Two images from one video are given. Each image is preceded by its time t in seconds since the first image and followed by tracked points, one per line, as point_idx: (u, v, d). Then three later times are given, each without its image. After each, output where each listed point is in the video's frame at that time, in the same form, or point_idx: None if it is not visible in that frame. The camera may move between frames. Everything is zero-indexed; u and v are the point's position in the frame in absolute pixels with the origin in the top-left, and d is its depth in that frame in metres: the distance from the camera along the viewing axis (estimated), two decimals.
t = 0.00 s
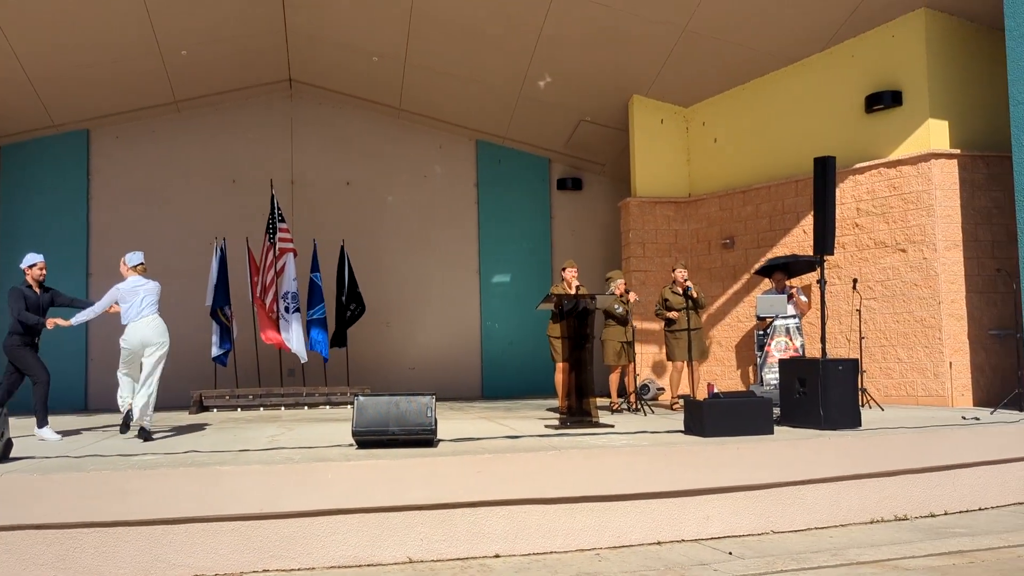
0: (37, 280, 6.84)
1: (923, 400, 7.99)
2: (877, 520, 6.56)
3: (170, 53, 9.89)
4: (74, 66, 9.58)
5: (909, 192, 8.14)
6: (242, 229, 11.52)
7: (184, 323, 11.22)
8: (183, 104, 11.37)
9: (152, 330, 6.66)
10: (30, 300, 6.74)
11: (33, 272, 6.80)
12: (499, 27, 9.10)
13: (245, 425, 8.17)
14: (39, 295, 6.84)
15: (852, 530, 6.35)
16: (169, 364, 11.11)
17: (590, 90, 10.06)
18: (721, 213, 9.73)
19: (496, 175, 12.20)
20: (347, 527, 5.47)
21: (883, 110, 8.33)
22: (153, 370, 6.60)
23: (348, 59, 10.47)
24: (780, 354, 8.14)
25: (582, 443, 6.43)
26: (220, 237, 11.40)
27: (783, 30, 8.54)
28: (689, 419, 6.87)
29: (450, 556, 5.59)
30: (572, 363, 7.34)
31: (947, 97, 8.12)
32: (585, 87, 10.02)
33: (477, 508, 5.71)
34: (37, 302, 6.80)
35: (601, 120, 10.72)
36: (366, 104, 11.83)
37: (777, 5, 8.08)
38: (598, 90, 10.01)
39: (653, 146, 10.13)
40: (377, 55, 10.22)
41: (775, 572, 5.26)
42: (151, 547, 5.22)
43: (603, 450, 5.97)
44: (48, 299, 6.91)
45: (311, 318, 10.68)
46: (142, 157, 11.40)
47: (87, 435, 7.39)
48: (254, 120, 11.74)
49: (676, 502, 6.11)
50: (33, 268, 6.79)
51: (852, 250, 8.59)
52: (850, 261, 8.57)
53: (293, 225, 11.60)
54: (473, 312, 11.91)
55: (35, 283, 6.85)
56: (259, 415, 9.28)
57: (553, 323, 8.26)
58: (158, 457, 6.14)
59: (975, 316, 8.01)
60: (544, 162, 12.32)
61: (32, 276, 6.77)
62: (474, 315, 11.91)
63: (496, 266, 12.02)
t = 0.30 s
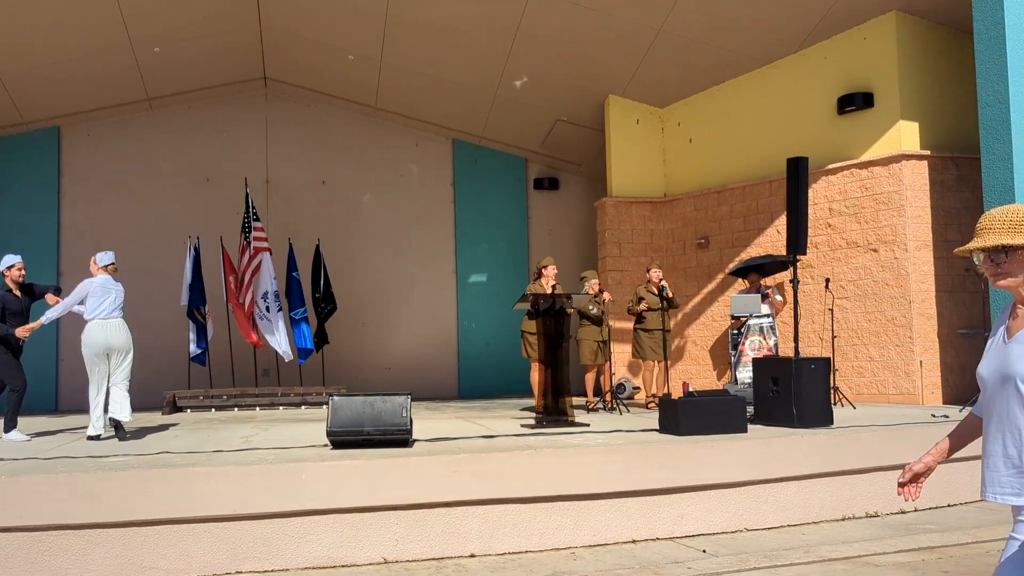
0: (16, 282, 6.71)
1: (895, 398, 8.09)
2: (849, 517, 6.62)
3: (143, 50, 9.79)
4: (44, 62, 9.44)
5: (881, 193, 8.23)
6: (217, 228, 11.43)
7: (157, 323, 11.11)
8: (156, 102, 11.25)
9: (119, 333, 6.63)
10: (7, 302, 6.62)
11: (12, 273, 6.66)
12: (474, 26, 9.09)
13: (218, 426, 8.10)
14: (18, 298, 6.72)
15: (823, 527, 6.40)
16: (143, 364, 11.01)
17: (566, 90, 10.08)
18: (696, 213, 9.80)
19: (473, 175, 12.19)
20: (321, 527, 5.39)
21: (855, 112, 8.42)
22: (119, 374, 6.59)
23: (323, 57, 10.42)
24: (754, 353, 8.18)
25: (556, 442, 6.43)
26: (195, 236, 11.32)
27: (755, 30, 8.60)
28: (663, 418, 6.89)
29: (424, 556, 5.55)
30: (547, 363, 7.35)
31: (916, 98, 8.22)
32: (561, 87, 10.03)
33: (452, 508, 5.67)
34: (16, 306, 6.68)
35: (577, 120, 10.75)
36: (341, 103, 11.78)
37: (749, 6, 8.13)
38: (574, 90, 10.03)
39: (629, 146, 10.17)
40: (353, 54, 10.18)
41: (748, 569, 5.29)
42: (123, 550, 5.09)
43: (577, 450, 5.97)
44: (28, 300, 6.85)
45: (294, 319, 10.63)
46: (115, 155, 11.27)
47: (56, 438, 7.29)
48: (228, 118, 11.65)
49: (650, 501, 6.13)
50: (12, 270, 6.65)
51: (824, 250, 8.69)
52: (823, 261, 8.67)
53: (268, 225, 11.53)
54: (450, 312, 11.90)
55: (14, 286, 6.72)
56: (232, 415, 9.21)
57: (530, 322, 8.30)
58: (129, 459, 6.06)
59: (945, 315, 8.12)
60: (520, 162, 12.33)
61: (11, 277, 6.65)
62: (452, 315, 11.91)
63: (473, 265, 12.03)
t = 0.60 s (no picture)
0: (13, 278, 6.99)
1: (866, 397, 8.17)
2: (821, 514, 6.69)
3: (114, 47, 9.67)
4: (13, 59, 9.30)
5: (852, 194, 8.31)
6: (190, 227, 11.33)
7: (130, 324, 11.00)
8: (128, 100, 11.13)
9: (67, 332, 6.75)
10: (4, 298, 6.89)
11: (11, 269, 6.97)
12: (449, 25, 9.08)
13: (189, 427, 8.02)
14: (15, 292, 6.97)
15: (796, 525, 6.44)
16: (115, 365, 10.89)
17: (541, 90, 10.09)
18: (671, 213, 9.86)
19: (449, 174, 12.17)
20: (296, 529, 5.33)
21: (826, 113, 8.51)
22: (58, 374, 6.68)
23: (298, 56, 10.36)
24: (728, 352, 8.27)
25: (531, 442, 6.42)
26: (167, 236, 11.22)
27: (728, 31, 8.66)
28: (638, 417, 6.90)
29: (398, 557, 5.51)
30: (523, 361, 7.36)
31: (887, 100, 8.32)
32: (536, 87, 10.04)
33: (427, 508, 5.62)
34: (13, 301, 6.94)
35: (553, 120, 10.77)
36: (316, 102, 11.72)
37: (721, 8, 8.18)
38: (549, 89, 10.04)
39: (605, 146, 10.21)
40: (328, 52, 10.13)
41: (722, 567, 5.31)
42: (93, 552, 5.01)
43: (553, 450, 5.94)
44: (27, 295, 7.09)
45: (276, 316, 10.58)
46: (86, 153, 11.14)
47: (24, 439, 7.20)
48: (202, 116, 11.55)
49: (625, 500, 6.13)
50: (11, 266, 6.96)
51: (797, 250, 8.78)
52: (796, 261, 8.75)
53: (242, 224, 11.45)
54: (427, 311, 11.87)
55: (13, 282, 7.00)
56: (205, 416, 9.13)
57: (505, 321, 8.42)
58: (100, 460, 5.98)
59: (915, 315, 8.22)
60: (497, 161, 12.33)
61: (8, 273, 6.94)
62: (428, 315, 11.89)
63: (450, 265, 12.02)
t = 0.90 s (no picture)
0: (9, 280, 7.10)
1: (837, 395, 8.27)
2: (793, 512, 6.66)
3: (84, 44, 9.55)
4: None
5: (825, 194, 8.40)
6: (163, 226, 11.22)
7: (101, 324, 10.86)
8: (98, 97, 10.99)
9: None
10: None
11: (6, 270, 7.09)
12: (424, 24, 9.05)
13: (160, 429, 7.94)
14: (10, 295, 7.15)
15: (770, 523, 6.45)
16: (86, 365, 10.76)
17: (516, 90, 10.10)
18: (646, 213, 9.90)
19: (424, 174, 12.15)
20: (270, 530, 5.27)
21: (799, 115, 8.60)
22: None
23: (271, 54, 10.28)
24: (702, 352, 8.38)
25: (507, 442, 6.41)
26: (139, 235, 11.10)
27: (700, 32, 8.72)
28: (614, 416, 6.88)
29: (373, 558, 5.45)
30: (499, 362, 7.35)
31: (857, 102, 8.42)
32: (511, 86, 10.04)
33: (401, 509, 5.58)
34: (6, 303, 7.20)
35: (528, 121, 10.79)
36: (290, 100, 11.65)
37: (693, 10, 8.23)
38: (524, 89, 10.05)
39: (580, 147, 10.24)
40: (302, 50, 10.07)
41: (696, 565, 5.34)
42: (61, 556, 4.93)
43: (529, 449, 5.91)
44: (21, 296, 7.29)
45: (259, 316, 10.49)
46: (56, 151, 10.97)
47: None
48: (174, 114, 11.43)
49: (599, 500, 6.12)
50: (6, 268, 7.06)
51: (770, 251, 8.82)
52: (768, 262, 8.81)
53: (215, 223, 11.36)
54: (403, 311, 11.85)
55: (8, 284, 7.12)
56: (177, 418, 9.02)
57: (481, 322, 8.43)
58: (68, 462, 5.89)
59: (885, 314, 8.33)
60: (472, 161, 12.33)
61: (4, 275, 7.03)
62: (405, 314, 11.86)
63: (426, 264, 12.00)
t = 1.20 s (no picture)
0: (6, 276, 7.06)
1: (809, 394, 8.34)
2: (767, 511, 6.65)
3: (53, 40, 9.40)
4: None
5: (797, 195, 8.47)
6: (133, 226, 11.10)
7: (71, 325, 10.72)
8: (68, 95, 10.84)
9: None
10: None
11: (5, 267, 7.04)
12: (398, 22, 9.01)
13: (130, 430, 7.84)
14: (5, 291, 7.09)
15: (745, 521, 6.43)
16: (56, 367, 10.61)
17: (490, 89, 10.09)
18: (621, 213, 9.93)
19: (399, 173, 12.11)
20: (242, 533, 5.17)
21: (772, 116, 8.66)
22: None
23: (244, 52, 10.20)
24: (676, 352, 8.29)
25: (481, 442, 6.38)
26: (109, 235, 10.97)
27: (672, 32, 8.76)
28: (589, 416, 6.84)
29: (346, 559, 5.36)
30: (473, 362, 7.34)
31: (828, 103, 8.50)
32: (485, 86, 10.03)
33: (375, 509, 5.49)
34: None
35: (503, 120, 10.79)
36: (263, 98, 11.56)
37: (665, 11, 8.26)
38: (498, 89, 10.05)
39: (555, 147, 10.25)
40: (276, 48, 9.99)
41: (670, 564, 5.35)
42: (25, 562, 4.80)
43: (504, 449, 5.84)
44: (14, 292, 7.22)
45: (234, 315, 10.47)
46: (24, 149, 10.80)
47: None
48: (146, 112, 11.31)
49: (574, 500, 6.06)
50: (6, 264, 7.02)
51: (743, 251, 8.90)
52: (741, 262, 8.88)
53: (187, 222, 11.26)
54: (379, 310, 11.80)
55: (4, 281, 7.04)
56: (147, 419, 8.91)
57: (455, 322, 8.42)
58: (37, 465, 5.80)
59: (856, 314, 8.41)
60: (447, 161, 12.31)
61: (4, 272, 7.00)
62: (380, 314, 11.81)
63: (402, 264, 11.97)
